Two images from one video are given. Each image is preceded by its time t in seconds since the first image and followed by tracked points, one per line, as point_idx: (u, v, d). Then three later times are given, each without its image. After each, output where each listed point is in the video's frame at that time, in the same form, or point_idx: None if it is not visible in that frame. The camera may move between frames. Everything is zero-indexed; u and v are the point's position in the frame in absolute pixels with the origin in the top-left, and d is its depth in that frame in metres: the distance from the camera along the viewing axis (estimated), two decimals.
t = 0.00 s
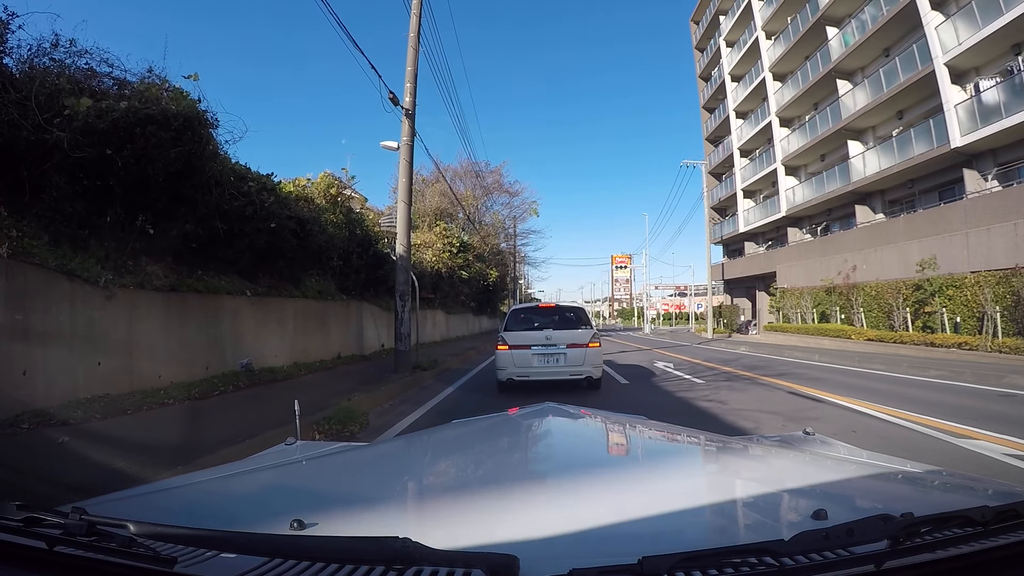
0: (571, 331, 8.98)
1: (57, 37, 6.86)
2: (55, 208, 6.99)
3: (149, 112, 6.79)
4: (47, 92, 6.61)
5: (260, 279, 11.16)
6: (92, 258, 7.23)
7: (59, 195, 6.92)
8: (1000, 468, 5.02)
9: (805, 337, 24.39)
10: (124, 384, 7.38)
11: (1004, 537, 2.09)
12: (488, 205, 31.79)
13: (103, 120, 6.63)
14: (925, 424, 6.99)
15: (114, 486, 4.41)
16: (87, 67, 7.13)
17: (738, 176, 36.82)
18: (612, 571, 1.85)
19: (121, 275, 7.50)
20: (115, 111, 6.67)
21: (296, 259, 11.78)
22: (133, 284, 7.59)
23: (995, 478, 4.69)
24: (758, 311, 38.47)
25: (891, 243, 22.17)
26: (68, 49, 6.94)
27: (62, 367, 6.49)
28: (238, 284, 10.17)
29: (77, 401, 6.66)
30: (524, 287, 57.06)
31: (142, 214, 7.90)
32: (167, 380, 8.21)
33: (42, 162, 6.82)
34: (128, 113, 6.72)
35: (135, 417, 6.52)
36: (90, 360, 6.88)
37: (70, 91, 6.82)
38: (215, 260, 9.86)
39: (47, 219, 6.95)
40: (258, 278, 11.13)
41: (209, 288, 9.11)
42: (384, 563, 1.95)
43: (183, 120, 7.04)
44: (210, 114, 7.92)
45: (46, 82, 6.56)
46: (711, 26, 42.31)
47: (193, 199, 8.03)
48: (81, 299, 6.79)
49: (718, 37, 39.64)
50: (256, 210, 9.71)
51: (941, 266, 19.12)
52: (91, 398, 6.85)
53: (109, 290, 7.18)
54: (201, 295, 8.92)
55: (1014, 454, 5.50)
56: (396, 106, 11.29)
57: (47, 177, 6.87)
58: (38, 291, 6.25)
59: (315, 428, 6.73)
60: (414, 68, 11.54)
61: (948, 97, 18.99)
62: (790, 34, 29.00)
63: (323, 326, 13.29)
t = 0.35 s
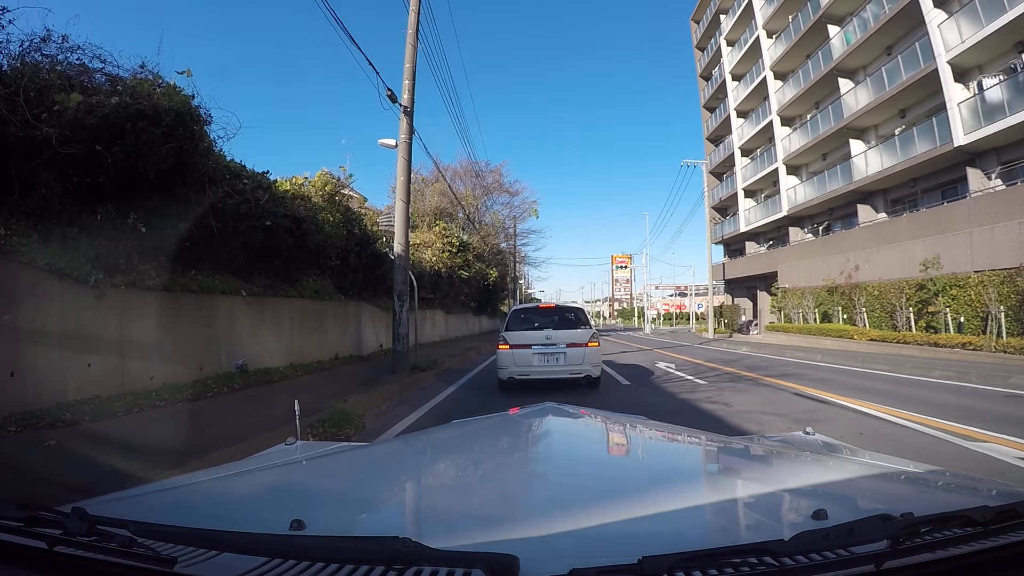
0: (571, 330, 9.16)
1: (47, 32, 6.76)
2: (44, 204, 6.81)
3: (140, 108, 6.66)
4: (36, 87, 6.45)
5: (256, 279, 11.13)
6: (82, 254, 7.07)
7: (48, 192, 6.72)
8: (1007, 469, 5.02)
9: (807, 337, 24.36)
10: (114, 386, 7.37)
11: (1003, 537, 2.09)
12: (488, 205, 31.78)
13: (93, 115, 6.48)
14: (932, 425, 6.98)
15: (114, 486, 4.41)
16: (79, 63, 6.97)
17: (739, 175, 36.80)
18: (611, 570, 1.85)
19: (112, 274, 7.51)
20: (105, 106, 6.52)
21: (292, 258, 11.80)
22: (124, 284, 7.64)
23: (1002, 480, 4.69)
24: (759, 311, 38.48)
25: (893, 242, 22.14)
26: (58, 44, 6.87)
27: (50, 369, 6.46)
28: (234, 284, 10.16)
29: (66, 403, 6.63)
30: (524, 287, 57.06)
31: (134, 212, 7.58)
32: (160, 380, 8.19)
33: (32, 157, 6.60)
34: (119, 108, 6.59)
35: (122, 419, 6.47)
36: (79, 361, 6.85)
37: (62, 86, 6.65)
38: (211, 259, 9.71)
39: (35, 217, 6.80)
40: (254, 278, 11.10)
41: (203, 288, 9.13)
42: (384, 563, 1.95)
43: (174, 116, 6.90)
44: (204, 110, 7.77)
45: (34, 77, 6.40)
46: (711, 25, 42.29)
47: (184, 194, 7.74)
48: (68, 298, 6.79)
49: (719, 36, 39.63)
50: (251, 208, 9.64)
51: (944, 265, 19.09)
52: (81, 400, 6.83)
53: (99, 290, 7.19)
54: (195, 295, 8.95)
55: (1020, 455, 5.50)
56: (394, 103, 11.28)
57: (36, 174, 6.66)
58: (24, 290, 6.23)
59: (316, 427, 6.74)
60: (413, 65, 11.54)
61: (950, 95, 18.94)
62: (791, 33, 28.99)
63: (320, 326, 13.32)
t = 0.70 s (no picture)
0: (570, 330, 9.28)
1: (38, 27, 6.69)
2: (31, 201, 6.80)
3: (128, 102, 6.71)
4: (25, 82, 6.36)
5: (249, 278, 11.11)
6: (69, 254, 7.03)
7: (35, 188, 6.72)
8: (1014, 471, 5.02)
9: (809, 337, 24.33)
10: (104, 386, 7.25)
11: (1003, 537, 2.09)
12: (488, 204, 31.74)
13: (81, 110, 6.48)
14: (939, 428, 6.96)
15: (114, 486, 4.41)
16: (72, 56, 6.97)
17: (740, 174, 36.76)
18: (611, 570, 1.85)
19: (102, 273, 7.36)
20: (94, 100, 6.53)
21: (287, 257, 11.77)
22: (115, 283, 7.46)
23: (1010, 482, 4.69)
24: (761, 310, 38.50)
25: (897, 242, 22.10)
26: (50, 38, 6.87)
27: (37, 368, 6.36)
28: (228, 283, 10.10)
29: (54, 405, 6.51)
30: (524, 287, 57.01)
31: (124, 209, 7.69)
32: (151, 382, 8.02)
33: (19, 153, 6.60)
34: (108, 102, 6.61)
35: (113, 422, 6.36)
36: (67, 362, 6.74)
37: (49, 80, 6.52)
38: (205, 258, 9.70)
39: (23, 214, 6.79)
40: (248, 277, 11.08)
41: (197, 288, 9.01)
42: (384, 563, 1.94)
43: (165, 111, 6.95)
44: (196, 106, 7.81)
45: (22, 71, 6.32)
46: (712, 24, 42.26)
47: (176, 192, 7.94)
48: (56, 299, 6.62)
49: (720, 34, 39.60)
50: (245, 206, 9.60)
51: (948, 264, 19.04)
52: (69, 402, 6.71)
53: (88, 290, 6.98)
54: (189, 294, 8.83)
55: None
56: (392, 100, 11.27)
57: (24, 171, 6.67)
58: (11, 291, 6.11)
59: (316, 427, 6.74)
60: (410, 61, 11.55)
61: (954, 93, 18.90)
62: (792, 31, 28.96)
63: (316, 325, 13.25)
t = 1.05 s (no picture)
0: (570, 329, 9.40)
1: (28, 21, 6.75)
2: (16, 196, 6.72)
3: (117, 96, 6.55)
4: (11, 77, 6.39)
5: (245, 278, 11.04)
6: (58, 253, 6.93)
7: (21, 184, 6.71)
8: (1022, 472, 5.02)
9: (812, 337, 24.34)
10: (94, 386, 7.14)
11: (1002, 538, 2.08)
12: (488, 204, 31.73)
13: (68, 103, 6.39)
14: (944, 429, 6.97)
15: (116, 485, 4.42)
16: (61, 51, 7.01)
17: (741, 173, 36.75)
18: (612, 571, 1.85)
19: (89, 271, 7.30)
20: (80, 95, 6.45)
21: (283, 256, 11.71)
22: (103, 282, 7.35)
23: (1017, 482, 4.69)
24: (761, 310, 38.57)
25: (900, 241, 22.08)
26: (43, 33, 6.91)
27: (25, 367, 6.25)
28: (222, 282, 9.99)
29: (41, 406, 6.39)
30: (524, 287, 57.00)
31: (114, 207, 7.58)
32: (141, 383, 7.92)
33: (6, 148, 6.59)
34: (95, 96, 6.49)
35: (102, 425, 6.24)
36: (55, 362, 6.62)
37: (36, 73, 6.62)
38: (196, 256, 9.71)
39: (9, 210, 6.71)
40: (243, 277, 11.00)
41: (190, 287, 8.87)
42: (384, 563, 1.94)
43: (154, 105, 6.74)
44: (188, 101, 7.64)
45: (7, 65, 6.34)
46: (712, 22, 42.23)
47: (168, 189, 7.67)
48: (43, 299, 6.48)
49: (721, 32, 39.60)
50: (239, 203, 9.56)
51: (952, 264, 19.01)
52: (57, 403, 6.58)
53: (75, 290, 6.84)
54: (179, 294, 8.68)
55: None
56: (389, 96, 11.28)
57: (9, 166, 6.64)
58: None
59: (318, 425, 6.76)
60: (408, 57, 11.53)
61: (957, 90, 18.87)
62: (794, 30, 28.94)
63: (312, 325, 13.21)
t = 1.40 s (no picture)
0: (570, 329, 9.48)
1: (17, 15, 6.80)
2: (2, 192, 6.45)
3: (103, 88, 6.51)
4: None
5: (238, 278, 10.97)
6: (43, 251, 6.86)
7: (5, 181, 6.45)
8: None
9: (815, 337, 24.31)
10: (80, 388, 7.06)
11: (1001, 538, 2.08)
12: (488, 204, 31.69)
13: (53, 97, 6.37)
14: (950, 431, 6.97)
15: (118, 485, 4.43)
16: (47, 45, 6.98)
17: (742, 172, 36.76)
18: (612, 570, 1.85)
19: (76, 269, 7.24)
20: (66, 88, 6.42)
21: (277, 254, 11.63)
22: (91, 281, 7.30)
23: None
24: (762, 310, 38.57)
25: (903, 241, 22.06)
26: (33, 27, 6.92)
27: (8, 370, 6.16)
28: (214, 281, 9.91)
29: (23, 409, 6.29)
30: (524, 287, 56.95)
31: (101, 204, 7.54)
32: (130, 385, 7.84)
33: None
34: (80, 89, 6.45)
35: (86, 429, 6.14)
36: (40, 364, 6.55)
37: (21, 66, 6.59)
38: (189, 254, 9.60)
39: None
40: (236, 276, 10.93)
41: (181, 287, 8.82)
42: (384, 563, 1.94)
43: (141, 98, 6.69)
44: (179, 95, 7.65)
45: None
46: (713, 21, 42.22)
47: (159, 187, 7.72)
48: (28, 298, 6.42)
49: (722, 32, 39.60)
50: (231, 200, 9.42)
51: (957, 263, 18.99)
52: (41, 405, 6.51)
53: (61, 289, 6.80)
54: (168, 293, 8.59)
55: None
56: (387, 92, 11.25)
57: None
58: None
59: (321, 425, 6.77)
60: (406, 52, 11.52)
61: (962, 88, 18.84)
62: (795, 28, 28.94)
63: (307, 326, 13.12)
